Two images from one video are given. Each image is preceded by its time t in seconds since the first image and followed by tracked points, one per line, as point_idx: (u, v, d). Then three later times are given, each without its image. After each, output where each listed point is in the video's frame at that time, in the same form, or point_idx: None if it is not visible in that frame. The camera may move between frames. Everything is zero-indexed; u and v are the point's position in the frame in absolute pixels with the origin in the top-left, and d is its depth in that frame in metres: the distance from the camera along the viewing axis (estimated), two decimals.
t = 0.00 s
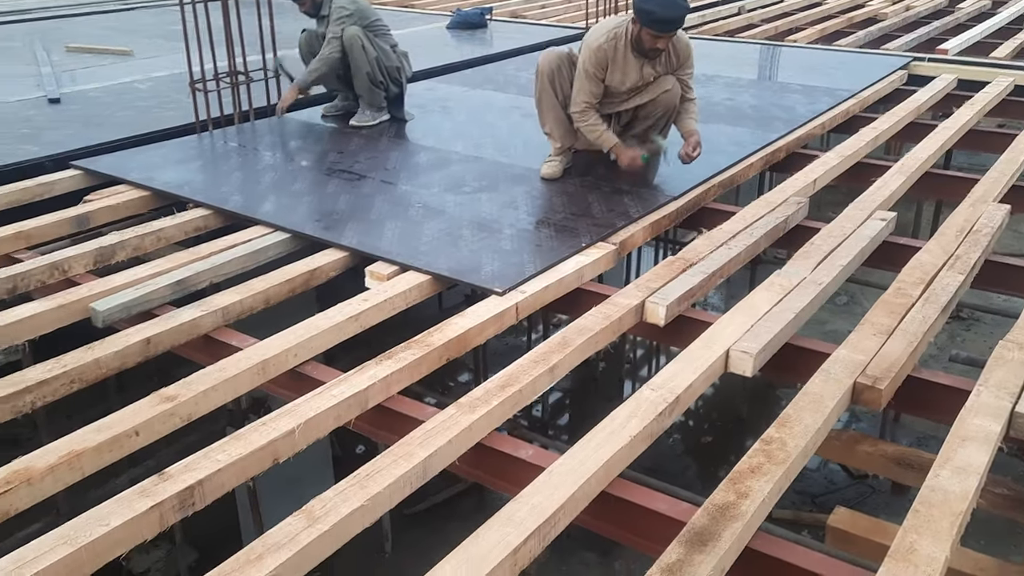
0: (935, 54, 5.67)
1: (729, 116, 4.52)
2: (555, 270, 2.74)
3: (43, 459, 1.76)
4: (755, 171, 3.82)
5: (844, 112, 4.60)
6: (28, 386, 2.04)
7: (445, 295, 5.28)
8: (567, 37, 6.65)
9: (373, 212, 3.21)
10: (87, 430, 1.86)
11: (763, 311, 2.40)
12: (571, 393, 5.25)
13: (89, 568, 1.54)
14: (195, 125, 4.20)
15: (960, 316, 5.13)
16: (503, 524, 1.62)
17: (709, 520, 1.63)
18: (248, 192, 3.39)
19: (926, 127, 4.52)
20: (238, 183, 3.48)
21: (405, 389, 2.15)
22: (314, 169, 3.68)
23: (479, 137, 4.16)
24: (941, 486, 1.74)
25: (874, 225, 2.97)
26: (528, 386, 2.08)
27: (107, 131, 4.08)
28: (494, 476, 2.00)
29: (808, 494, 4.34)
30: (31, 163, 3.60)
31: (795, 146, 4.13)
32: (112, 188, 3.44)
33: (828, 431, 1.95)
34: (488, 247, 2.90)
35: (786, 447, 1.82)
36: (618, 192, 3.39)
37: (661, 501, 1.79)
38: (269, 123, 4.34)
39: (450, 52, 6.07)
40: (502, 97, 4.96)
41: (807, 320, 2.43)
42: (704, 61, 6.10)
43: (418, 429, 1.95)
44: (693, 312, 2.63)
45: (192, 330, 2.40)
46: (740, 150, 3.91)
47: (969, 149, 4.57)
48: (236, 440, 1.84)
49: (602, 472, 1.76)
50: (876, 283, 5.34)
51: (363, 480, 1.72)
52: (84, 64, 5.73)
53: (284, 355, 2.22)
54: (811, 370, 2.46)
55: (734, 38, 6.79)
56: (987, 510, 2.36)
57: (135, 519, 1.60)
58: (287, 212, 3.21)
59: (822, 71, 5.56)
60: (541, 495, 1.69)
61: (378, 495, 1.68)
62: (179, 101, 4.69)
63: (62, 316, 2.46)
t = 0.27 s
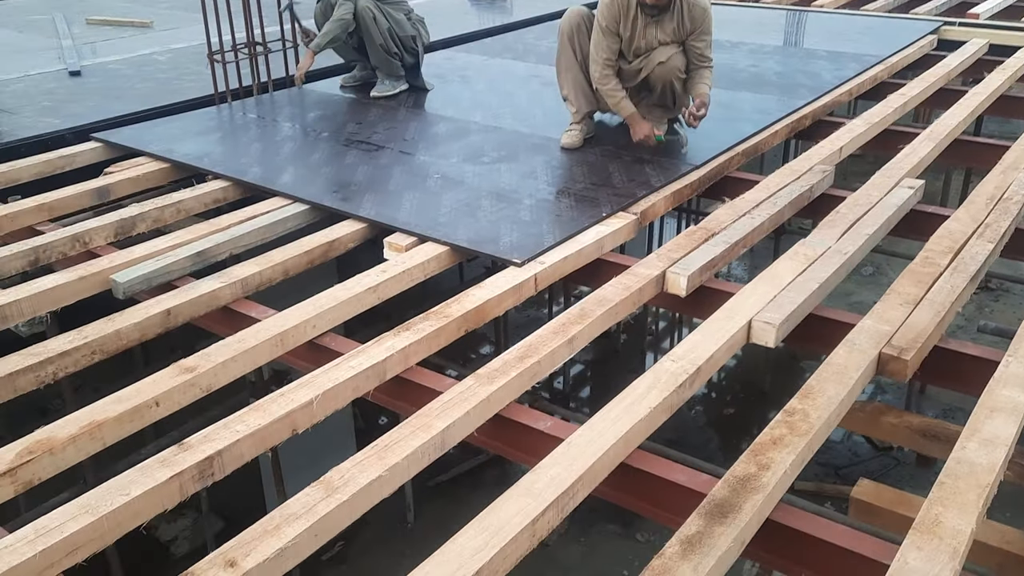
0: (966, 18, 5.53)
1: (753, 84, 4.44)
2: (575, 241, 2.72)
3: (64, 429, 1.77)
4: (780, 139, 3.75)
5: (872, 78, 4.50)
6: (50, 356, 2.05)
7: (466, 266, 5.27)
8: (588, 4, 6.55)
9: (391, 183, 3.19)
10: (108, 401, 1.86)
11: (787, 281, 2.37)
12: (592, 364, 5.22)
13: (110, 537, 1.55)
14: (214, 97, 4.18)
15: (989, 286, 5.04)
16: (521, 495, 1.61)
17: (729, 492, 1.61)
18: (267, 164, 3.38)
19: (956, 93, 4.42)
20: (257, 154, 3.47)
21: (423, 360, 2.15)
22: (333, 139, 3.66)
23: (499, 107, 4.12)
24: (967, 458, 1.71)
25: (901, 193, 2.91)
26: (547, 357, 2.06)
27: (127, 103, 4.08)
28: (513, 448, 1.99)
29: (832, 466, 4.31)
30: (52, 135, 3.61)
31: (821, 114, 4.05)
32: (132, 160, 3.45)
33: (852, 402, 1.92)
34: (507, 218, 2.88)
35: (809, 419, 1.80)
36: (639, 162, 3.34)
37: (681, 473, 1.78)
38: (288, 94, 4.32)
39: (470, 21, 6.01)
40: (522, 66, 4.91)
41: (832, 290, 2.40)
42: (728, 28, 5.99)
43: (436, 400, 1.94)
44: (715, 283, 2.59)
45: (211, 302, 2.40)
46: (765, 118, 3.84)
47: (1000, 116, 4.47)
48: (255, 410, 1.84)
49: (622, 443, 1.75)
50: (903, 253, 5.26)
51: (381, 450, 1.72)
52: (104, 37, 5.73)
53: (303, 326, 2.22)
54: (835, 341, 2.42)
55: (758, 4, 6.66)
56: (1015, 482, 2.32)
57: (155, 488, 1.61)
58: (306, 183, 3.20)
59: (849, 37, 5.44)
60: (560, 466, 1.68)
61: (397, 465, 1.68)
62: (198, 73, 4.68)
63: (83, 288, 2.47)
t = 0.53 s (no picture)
0: None
1: (761, 64, 4.38)
2: (578, 224, 2.68)
3: (58, 417, 1.75)
4: (787, 121, 3.70)
5: (882, 58, 4.43)
6: (45, 343, 2.02)
7: (471, 249, 5.23)
8: None
9: (392, 166, 3.15)
10: (103, 389, 1.84)
11: (794, 266, 2.32)
12: (598, 348, 5.19)
13: (103, 527, 1.53)
14: (215, 79, 4.14)
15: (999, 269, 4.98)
16: (520, 485, 1.58)
17: (732, 482, 1.58)
18: (268, 146, 3.34)
19: (967, 73, 4.35)
20: (257, 137, 3.43)
21: (423, 347, 2.12)
22: (334, 121, 3.62)
23: (503, 88, 4.07)
24: (977, 448, 1.67)
25: (910, 175, 2.85)
26: (548, 344, 2.03)
27: (127, 85, 4.04)
28: (513, 436, 1.96)
29: (838, 451, 4.27)
30: (51, 118, 3.57)
31: (830, 95, 3.98)
32: (131, 143, 3.41)
33: (859, 390, 1.88)
34: (509, 201, 2.84)
35: (815, 407, 1.76)
36: (644, 143, 3.30)
37: (683, 462, 1.75)
38: (290, 76, 4.28)
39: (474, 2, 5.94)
40: (527, 47, 4.84)
41: (839, 275, 2.35)
42: (736, 7, 5.91)
43: (436, 387, 1.91)
44: (721, 267, 2.55)
45: (209, 287, 2.37)
46: (772, 99, 3.78)
47: (1012, 96, 4.39)
48: (251, 398, 1.81)
49: (623, 432, 1.72)
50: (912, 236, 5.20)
51: (379, 439, 1.69)
52: (105, 18, 5.68)
53: (301, 312, 2.19)
54: (842, 327, 2.38)
55: None
56: None
57: (149, 478, 1.59)
58: (306, 165, 3.16)
59: (859, 17, 5.36)
60: (559, 456, 1.65)
61: (394, 455, 1.65)
62: (200, 54, 4.63)
63: (80, 273, 2.44)
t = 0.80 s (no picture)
0: None
1: (768, 61, 4.33)
2: (580, 226, 2.65)
3: (53, 425, 1.73)
4: (794, 118, 3.65)
5: (891, 54, 4.37)
6: (41, 348, 2.01)
7: (476, 248, 5.20)
8: None
9: (393, 166, 3.13)
10: (98, 395, 1.82)
11: (799, 268, 2.29)
12: (605, 346, 5.15)
13: (95, 537, 1.52)
14: (218, 79, 4.12)
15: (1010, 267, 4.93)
16: (517, 495, 1.56)
17: (733, 493, 1.55)
18: (269, 146, 3.33)
19: (978, 69, 4.29)
20: (258, 137, 3.42)
21: (422, 351, 2.10)
22: (336, 121, 3.61)
23: (507, 86, 4.04)
24: (984, 457, 1.63)
25: (918, 174, 2.81)
26: (548, 348, 2.01)
27: (130, 86, 4.03)
28: (513, 442, 1.94)
29: (847, 450, 4.23)
30: (53, 119, 3.56)
31: (837, 92, 3.94)
32: (133, 144, 3.40)
33: (864, 395, 1.85)
34: (511, 202, 2.82)
35: (818, 415, 1.73)
36: (647, 142, 3.26)
37: (684, 471, 1.72)
38: (292, 76, 4.26)
39: None
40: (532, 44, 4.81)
41: (845, 277, 2.32)
42: (743, 3, 5.86)
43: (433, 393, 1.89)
44: (725, 269, 2.52)
45: (208, 290, 2.35)
46: (779, 96, 3.74)
47: None
48: (247, 405, 1.79)
49: (622, 439, 1.69)
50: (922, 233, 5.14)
51: (375, 447, 1.67)
52: (110, 18, 5.67)
53: (299, 316, 2.18)
54: (849, 329, 2.34)
55: None
56: None
57: (142, 487, 1.57)
58: (307, 166, 3.15)
59: (867, 13, 5.31)
60: (557, 465, 1.62)
61: (390, 463, 1.63)
62: (203, 54, 4.62)
63: (78, 277, 2.42)
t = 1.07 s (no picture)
0: None
1: (779, 56, 4.28)
2: (585, 225, 2.62)
3: (51, 429, 1.73)
4: (804, 115, 3.61)
5: (904, 49, 4.32)
6: (42, 351, 2.00)
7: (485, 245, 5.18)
8: None
9: (397, 166, 3.12)
10: (97, 398, 1.82)
11: (807, 268, 2.25)
12: (617, 343, 5.12)
13: (92, 543, 1.51)
14: (225, 78, 4.11)
15: None
16: (516, 501, 1.53)
17: (736, 499, 1.52)
18: (275, 146, 3.32)
19: (993, 63, 4.22)
20: (263, 137, 3.41)
21: (423, 353, 2.08)
22: (342, 120, 3.59)
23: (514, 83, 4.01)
24: (994, 463, 1.60)
25: (930, 172, 2.77)
26: (550, 351, 1.98)
27: (137, 85, 4.02)
28: (515, 446, 1.92)
29: (860, 449, 4.18)
30: (60, 118, 3.56)
31: (849, 87, 3.89)
32: (139, 144, 3.40)
33: (871, 399, 1.82)
34: (515, 201, 2.80)
35: (824, 419, 1.70)
36: (654, 140, 3.23)
37: (687, 476, 1.69)
38: (300, 74, 4.25)
39: None
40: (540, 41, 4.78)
41: (854, 277, 2.28)
42: None
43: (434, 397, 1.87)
44: (732, 269, 2.48)
45: (210, 291, 2.35)
46: (789, 92, 3.69)
47: None
48: (245, 409, 1.78)
49: (624, 444, 1.67)
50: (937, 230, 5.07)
51: (373, 452, 1.65)
52: (120, 16, 5.68)
53: (301, 318, 2.16)
54: (858, 330, 2.31)
55: None
56: None
57: (139, 493, 1.56)
58: (312, 165, 3.13)
59: (880, 8, 5.25)
60: (558, 470, 1.60)
61: (388, 469, 1.61)
62: (211, 52, 4.62)
63: (81, 278, 2.42)
